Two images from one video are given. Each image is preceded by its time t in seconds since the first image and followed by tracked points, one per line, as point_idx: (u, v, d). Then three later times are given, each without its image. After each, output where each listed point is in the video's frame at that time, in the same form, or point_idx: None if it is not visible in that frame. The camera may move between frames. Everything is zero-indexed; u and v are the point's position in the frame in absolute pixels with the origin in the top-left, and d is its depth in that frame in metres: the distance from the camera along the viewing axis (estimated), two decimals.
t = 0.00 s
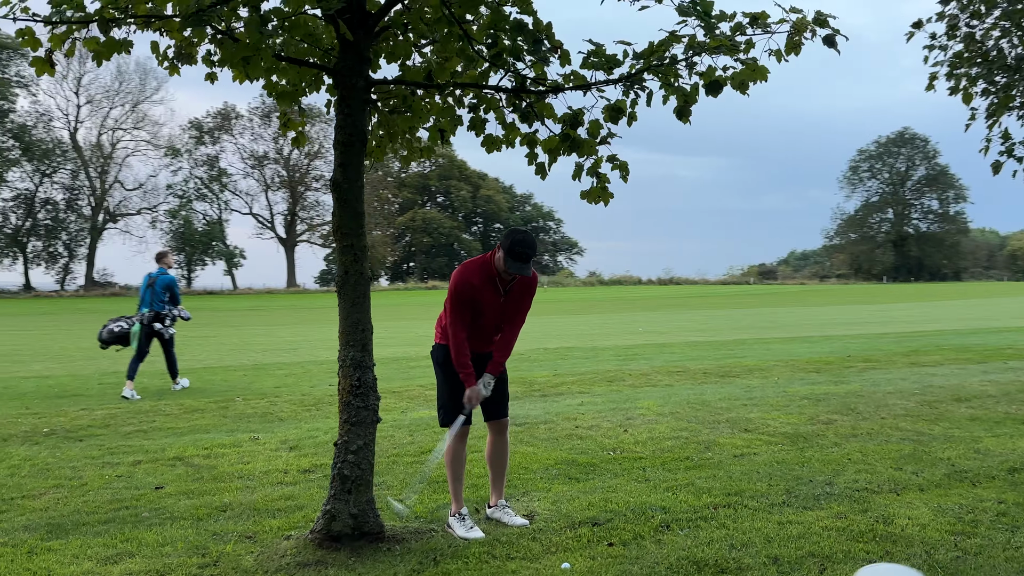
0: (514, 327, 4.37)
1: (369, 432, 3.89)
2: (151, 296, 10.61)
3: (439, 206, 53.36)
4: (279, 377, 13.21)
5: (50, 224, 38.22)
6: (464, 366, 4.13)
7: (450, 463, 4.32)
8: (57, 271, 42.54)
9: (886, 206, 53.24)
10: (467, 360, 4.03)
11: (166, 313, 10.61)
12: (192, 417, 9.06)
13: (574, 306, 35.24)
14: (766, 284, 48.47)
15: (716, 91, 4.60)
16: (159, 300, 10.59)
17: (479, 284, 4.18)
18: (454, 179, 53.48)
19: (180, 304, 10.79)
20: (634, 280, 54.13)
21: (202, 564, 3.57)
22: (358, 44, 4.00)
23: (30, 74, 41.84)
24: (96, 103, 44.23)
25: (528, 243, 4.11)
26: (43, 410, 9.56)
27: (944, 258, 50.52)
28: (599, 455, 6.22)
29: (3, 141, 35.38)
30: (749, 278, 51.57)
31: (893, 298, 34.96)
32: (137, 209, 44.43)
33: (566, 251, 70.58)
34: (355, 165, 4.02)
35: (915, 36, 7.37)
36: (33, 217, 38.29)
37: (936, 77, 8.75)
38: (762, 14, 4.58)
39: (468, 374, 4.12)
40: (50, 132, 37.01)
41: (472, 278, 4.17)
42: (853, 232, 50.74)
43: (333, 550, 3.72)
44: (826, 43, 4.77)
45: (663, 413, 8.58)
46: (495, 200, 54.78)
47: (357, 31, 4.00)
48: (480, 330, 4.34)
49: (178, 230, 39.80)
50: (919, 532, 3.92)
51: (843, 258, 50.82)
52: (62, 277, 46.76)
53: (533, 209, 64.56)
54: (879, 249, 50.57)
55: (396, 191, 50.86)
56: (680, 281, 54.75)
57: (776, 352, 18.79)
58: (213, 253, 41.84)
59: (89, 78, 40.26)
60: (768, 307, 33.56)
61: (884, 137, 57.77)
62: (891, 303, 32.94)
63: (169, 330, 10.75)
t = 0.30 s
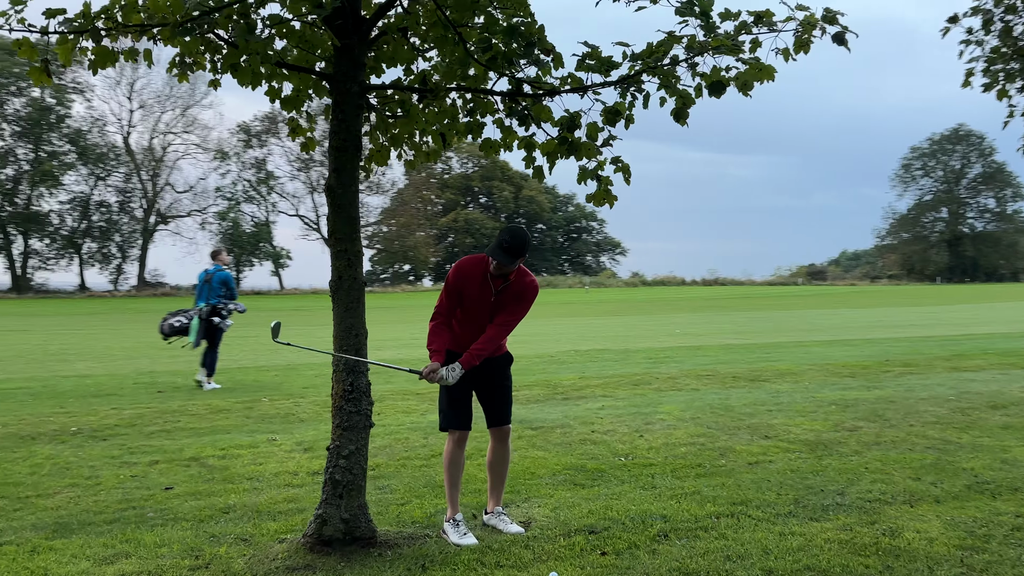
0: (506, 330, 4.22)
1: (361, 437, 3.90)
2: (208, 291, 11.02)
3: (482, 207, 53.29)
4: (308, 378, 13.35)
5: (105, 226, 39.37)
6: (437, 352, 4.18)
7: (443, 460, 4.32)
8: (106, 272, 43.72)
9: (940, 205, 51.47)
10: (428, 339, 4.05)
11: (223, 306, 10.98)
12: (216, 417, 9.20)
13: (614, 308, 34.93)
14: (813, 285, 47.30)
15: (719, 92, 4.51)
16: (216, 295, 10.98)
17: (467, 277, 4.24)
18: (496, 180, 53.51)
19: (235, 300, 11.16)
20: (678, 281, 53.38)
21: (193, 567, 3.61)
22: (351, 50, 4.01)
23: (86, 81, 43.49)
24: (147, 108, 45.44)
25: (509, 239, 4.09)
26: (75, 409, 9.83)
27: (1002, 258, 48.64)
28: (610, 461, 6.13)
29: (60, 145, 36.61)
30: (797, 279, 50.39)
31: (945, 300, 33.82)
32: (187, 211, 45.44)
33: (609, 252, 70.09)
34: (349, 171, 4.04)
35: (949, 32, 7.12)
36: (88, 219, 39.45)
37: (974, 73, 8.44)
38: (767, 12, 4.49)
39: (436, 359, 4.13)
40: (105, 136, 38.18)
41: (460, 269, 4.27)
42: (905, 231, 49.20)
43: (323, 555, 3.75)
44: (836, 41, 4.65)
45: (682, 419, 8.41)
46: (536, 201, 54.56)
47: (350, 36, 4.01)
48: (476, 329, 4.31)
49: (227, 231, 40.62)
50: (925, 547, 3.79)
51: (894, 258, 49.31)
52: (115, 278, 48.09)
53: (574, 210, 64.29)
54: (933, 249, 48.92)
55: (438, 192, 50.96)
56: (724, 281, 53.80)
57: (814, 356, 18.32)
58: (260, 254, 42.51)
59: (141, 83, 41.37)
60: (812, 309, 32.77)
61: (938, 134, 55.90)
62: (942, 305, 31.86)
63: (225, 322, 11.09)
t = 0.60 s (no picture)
0: (506, 328, 4.16)
1: (356, 436, 3.92)
2: (262, 295, 11.42)
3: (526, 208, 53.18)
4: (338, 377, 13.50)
5: (158, 227, 40.27)
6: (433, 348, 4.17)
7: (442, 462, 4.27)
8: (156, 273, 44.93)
9: (999, 204, 49.67)
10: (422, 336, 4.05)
11: (275, 309, 11.34)
12: (242, 415, 9.37)
13: (657, 309, 34.56)
14: (864, 287, 46.03)
15: (723, 88, 4.42)
16: (269, 298, 11.36)
17: (465, 276, 4.24)
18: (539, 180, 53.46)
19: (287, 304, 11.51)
20: (724, 282, 52.52)
21: (189, 562, 3.66)
22: (347, 52, 4.03)
23: (141, 87, 45.04)
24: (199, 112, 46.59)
25: (506, 238, 4.08)
26: (110, 407, 10.12)
27: None
28: (621, 463, 6.06)
29: (115, 149, 37.87)
30: (848, 280, 49.12)
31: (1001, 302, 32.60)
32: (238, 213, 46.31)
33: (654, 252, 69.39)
34: (346, 172, 4.06)
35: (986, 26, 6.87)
36: (143, 220, 40.49)
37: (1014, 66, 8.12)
38: (772, 7, 4.39)
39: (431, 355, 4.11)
40: (159, 140, 39.29)
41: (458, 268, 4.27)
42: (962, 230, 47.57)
43: (316, 554, 3.77)
44: (848, 34, 4.50)
45: (703, 422, 8.28)
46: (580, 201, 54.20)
47: (346, 39, 4.03)
48: (476, 329, 4.29)
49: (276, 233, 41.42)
50: (930, 557, 3.68)
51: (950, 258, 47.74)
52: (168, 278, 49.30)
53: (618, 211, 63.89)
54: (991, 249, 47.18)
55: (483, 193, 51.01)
56: (771, 282, 52.78)
57: (855, 358, 17.82)
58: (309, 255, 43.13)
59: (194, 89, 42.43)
60: (861, 310, 31.87)
61: (996, 131, 53.95)
62: (998, 307, 30.70)
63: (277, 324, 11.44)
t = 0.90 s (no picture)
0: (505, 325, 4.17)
1: (355, 432, 3.97)
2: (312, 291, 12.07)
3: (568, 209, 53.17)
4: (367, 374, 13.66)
5: (207, 228, 41.34)
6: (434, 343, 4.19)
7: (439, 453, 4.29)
8: (201, 273, 45.99)
9: None
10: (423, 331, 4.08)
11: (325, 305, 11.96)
12: (267, 412, 9.55)
13: (698, 309, 34.19)
14: (914, 288, 44.82)
15: (726, 85, 4.36)
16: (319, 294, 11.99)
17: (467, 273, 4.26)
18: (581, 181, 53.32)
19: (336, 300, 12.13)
20: (769, 283, 51.65)
21: (189, 553, 3.74)
22: (347, 52, 4.09)
23: (190, 91, 46.50)
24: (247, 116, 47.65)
25: (510, 236, 4.09)
26: (143, 403, 10.42)
27: None
28: (633, 463, 6.03)
29: (166, 152, 38.96)
30: (899, 281, 47.92)
31: None
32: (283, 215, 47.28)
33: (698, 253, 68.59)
34: (345, 172, 4.12)
35: None
36: (192, 222, 41.49)
37: None
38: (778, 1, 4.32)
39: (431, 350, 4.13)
40: (207, 143, 40.25)
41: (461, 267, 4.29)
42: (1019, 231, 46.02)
43: (314, 547, 3.84)
44: (857, 28, 4.39)
45: (724, 422, 8.17)
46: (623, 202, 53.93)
47: (345, 39, 4.09)
48: (478, 327, 4.30)
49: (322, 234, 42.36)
50: (932, 561, 3.61)
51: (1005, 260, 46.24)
52: (216, 279, 50.51)
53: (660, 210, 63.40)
54: None
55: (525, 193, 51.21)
56: (818, 283, 51.72)
57: (896, 360, 17.35)
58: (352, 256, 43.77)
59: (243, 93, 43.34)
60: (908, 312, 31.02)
61: None
62: None
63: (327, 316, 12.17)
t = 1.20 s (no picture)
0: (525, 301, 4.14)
1: (350, 426, 3.97)
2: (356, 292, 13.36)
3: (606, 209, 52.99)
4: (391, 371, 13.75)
5: (247, 230, 42.12)
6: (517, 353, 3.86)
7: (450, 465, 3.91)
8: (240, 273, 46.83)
9: None
10: (517, 348, 3.68)
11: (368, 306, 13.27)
12: (288, 408, 9.67)
13: (734, 310, 33.78)
14: (961, 290, 43.61)
15: (728, 76, 4.26)
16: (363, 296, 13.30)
17: (491, 273, 3.86)
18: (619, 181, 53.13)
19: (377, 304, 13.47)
20: (811, 284, 50.73)
21: (184, 545, 3.78)
22: (343, 47, 4.09)
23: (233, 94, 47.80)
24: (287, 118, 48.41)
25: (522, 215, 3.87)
26: (169, 398, 10.64)
27: None
28: (642, 462, 5.95)
29: (208, 155, 39.74)
30: (946, 282, 46.66)
31: None
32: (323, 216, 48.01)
33: (738, 253, 67.64)
34: (342, 166, 4.12)
35: None
36: (235, 224, 42.18)
37: None
38: None
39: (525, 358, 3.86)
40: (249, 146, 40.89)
41: (487, 272, 3.85)
42: None
43: (307, 541, 3.85)
44: (865, 18, 4.25)
45: (742, 422, 8.01)
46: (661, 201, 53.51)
47: (342, 34, 4.10)
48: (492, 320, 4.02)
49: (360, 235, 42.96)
50: (937, 566, 3.50)
51: None
52: (257, 279, 51.42)
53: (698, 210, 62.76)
54: None
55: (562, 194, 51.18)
56: (861, 284, 50.65)
57: (935, 361, 16.88)
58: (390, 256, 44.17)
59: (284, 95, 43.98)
60: (953, 313, 30.19)
61: None
62: None
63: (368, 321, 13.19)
